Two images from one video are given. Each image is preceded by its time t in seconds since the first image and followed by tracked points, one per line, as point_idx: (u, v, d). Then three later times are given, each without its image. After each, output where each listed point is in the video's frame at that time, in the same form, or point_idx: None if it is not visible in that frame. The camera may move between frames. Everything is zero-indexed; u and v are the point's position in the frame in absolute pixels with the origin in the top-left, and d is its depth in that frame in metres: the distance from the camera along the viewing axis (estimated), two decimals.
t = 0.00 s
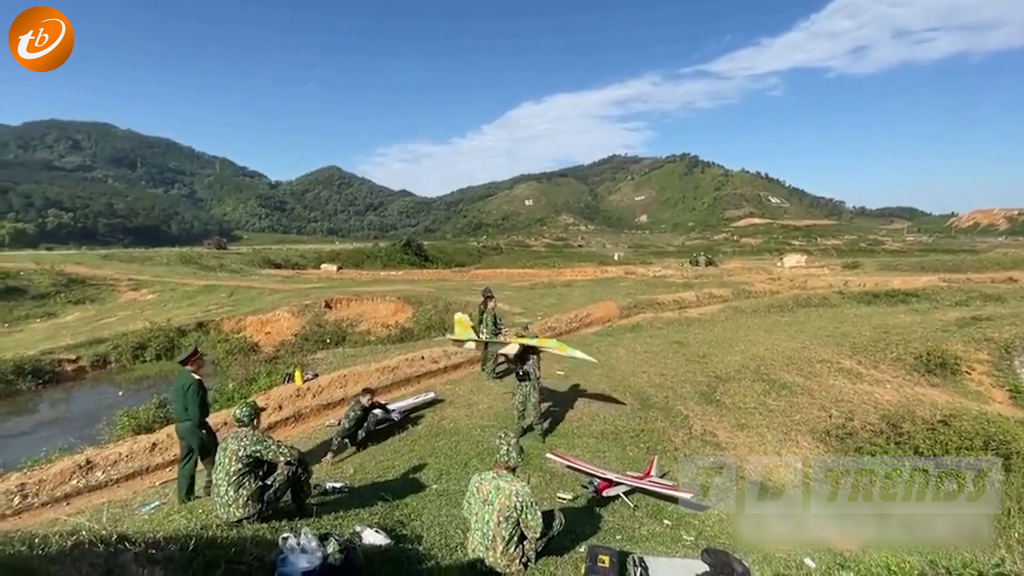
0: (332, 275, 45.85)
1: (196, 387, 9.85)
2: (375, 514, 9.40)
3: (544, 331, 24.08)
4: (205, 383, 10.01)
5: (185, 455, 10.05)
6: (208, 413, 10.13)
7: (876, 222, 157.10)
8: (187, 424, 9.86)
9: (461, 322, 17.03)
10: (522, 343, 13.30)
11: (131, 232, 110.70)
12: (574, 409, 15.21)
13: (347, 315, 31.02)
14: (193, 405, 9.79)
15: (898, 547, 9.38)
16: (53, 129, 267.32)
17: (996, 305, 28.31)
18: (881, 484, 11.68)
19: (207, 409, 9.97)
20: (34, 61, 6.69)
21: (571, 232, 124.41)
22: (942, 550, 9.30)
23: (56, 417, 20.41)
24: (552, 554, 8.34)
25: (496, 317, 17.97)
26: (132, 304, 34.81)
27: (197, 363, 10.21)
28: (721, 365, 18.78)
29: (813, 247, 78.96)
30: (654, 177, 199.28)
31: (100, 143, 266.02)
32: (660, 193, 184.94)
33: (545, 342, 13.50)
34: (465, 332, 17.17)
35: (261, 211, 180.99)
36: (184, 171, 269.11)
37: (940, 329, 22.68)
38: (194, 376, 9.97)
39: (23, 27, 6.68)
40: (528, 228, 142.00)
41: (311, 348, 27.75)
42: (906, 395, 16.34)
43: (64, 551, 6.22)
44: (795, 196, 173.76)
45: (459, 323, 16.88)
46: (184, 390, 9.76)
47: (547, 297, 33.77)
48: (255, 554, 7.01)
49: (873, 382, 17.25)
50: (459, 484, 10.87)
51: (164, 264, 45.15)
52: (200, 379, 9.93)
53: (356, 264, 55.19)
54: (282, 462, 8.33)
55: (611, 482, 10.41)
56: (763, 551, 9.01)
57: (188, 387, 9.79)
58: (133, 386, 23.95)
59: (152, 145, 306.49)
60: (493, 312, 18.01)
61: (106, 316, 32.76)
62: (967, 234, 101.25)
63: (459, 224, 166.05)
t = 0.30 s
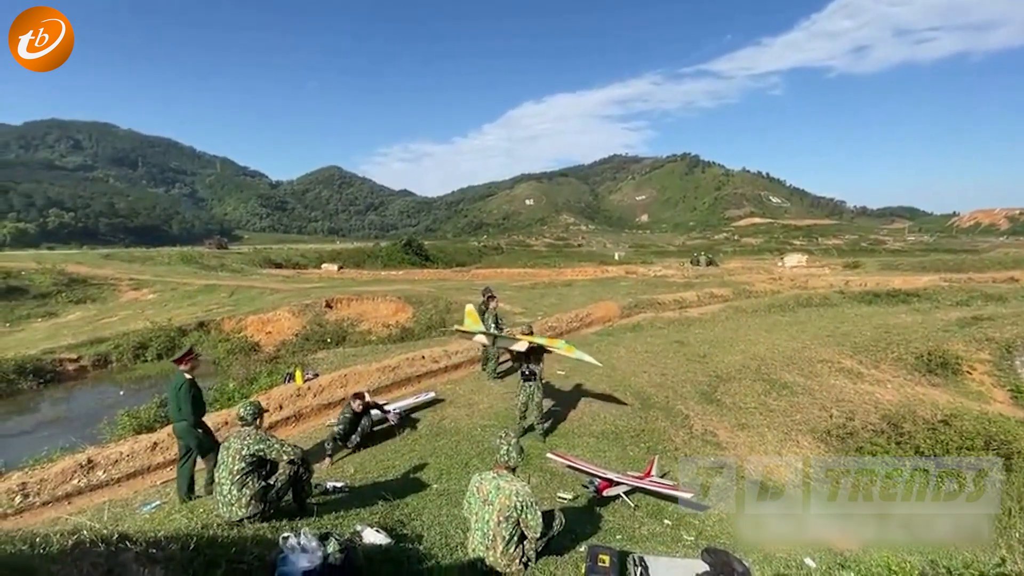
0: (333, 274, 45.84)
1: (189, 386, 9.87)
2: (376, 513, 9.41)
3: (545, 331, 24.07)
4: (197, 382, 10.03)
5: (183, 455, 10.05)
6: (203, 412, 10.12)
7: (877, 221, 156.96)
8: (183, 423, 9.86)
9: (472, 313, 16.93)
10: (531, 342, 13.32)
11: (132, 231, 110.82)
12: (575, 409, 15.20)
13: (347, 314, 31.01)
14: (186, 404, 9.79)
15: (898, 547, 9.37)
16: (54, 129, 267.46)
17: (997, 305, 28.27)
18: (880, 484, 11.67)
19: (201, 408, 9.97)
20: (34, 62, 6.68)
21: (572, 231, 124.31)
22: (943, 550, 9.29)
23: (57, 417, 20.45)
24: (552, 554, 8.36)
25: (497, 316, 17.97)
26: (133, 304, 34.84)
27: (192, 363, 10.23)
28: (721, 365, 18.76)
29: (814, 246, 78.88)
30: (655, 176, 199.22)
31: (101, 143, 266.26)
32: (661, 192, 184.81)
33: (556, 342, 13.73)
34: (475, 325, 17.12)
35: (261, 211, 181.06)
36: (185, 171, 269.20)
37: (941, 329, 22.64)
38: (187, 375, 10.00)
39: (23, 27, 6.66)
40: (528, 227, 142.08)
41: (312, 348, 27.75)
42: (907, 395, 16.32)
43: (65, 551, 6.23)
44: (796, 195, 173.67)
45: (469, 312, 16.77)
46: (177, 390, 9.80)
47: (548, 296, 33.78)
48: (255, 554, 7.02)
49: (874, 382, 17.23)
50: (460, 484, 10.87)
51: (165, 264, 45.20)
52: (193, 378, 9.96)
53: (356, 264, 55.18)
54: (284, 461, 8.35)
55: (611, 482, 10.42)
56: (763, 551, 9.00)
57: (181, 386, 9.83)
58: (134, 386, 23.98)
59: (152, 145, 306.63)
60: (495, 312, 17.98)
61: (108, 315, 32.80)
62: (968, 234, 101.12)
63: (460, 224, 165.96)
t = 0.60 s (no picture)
0: (333, 274, 45.83)
1: (190, 385, 9.87)
2: (375, 513, 9.41)
3: (545, 331, 24.09)
4: (199, 382, 10.03)
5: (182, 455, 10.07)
6: (203, 412, 10.12)
7: (877, 221, 156.92)
8: (183, 423, 9.88)
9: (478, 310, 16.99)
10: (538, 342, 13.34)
11: (132, 231, 110.85)
12: (576, 409, 15.19)
13: (347, 314, 30.99)
14: (186, 404, 9.80)
15: (899, 547, 9.35)
16: (54, 129, 267.52)
17: (998, 305, 28.24)
18: (880, 484, 11.67)
19: (201, 409, 9.97)
20: (34, 62, 6.69)
21: (572, 231, 124.32)
22: (944, 550, 9.28)
23: (57, 416, 20.46)
24: (552, 553, 8.35)
25: (498, 316, 17.95)
26: (133, 304, 34.84)
27: (193, 363, 10.23)
28: (721, 365, 18.76)
29: (814, 246, 78.85)
30: (655, 176, 199.17)
31: (101, 143, 266.34)
32: (661, 192, 184.75)
33: (560, 342, 13.90)
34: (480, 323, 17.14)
35: (261, 211, 181.06)
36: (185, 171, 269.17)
37: (941, 329, 22.61)
38: (189, 375, 10.00)
39: (23, 27, 6.66)
40: (528, 227, 142.01)
41: (312, 348, 27.76)
42: (907, 395, 16.32)
43: (66, 550, 6.22)
44: (796, 195, 173.69)
45: (476, 309, 16.78)
46: (178, 389, 9.80)
47: (548, 296, 33.79)
48: (255, 554, 7.03)
49: (874, 382, 17.23)
50: (460, 484, 10.88)
51: (165, 264, 45.20)
52: (194, 377, 9.97)
53: (356, 264, 55.16)
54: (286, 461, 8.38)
55: (611, 482, 10.43)
56: (763, 551, 9.00)
57: (182, 386, 9.82)
58: (134, 386, 23.98)
59: (153, 145, 306.66)
60: (496, 312, 17.96)
61: (108, 315, 32.81)
62: (968, 234, 101.10)
63: (460, 224, 165.87)
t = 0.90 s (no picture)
0: (333, 275, 45.88)
1: (198, 386, 9.81)
2: (376, 514, 9.41)
3: (545, 332, 24.09)
4: (207, 383, 9.98)
5: (186, 454, 10.07)
6: (209, 413, 10.08)
7: (878, 222, 156.78)
8: (189, 424, 9.84)
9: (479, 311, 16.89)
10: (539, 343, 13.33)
11: (133, 232, 111.05)
12: (577, 410, 15.18)
13: (348, 315, 30.90)
14: (194, 405, 9.75)
15: (902, 548, 9.33)
16: (56, 130, 267.93)
17: (999, 306, 28.23)
18: (880, 484, 11.66)
19: (208, 410, 9.93)
20: (34, 61, 6.66)
21: (572, 232, 124.27)
22: (946, 551, 9.27)
23: (58, 417, 20.48)
24: (552, 554, 8.35)
25: (499, 317, 17.91)
26: (134, 305, 34.88)
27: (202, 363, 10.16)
28: (722, 366, 18.76)
29: (814, 248, 78.88)
30: (656, 177, 199.19)
31: (102, 144, 266.78)
32: (661, 193, 184.72)
33: (561, 342, 13.87)
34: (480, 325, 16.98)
35: (262, 212, 181.27)
36: (186, 172, 269.52)
37: (942, 330, 22.59)
38: (197, 375, 9.94)
39: (23, 27, 6.64)
40: (529, 228, 142.09)
41: (312, 348, 27.78)
42: (908, 396, 16.30)
43: (67, 551, 6.21)
44: (796, 196, 173.75)
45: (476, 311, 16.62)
46: (186, 390, 9.75)
47: (549, 297, 33.80)
48: (256, 555, 7.03)
49: (875, 383, 17.21)
50: (460, 485, 10.87)
51: (166, 265, 45.29)
52: (203, 379, 9.91)
53: (357, 265, 55.20)
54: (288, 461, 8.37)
55: (611, 483, 10.41)
56: (765, 553, 8.97)
57: (190, 386, 9.77)
58: (134, 387, 23.98)
59: (154, 146, 307.06)
60: (497, 313, 17.95)
61: (109, 316, 32.86)
62: (969, 235, 101.00)
63: (460, 225, 165.87)
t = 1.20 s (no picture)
0: (336, 278, 45.93)
1: (206, 388, 9.75)
2: (377, 517, 9.40)
3: (547, 334, 24.07)
4: (215, 385, 9.91)
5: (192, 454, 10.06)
6: (216, 415, 10.03)
7: (880, 224, 156.38)
8: (195, 425, 9.80)
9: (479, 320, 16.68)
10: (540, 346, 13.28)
11: (135, 235, 111.54)
12: (579, 413, 15.14)
13: (350, 318, 30.71)
14: (201, 407, 9.69)
15: (906, 551, 9.30)
16: (60, 134, 269.41)
17: (1002, 308, 28.14)
18: (880, 484, 11.66)
19: (215, 413, 9.86)
20: (34, 61, 6.70)
21: (573, 234, 124.23)
22: (949, 554, 9.26)
23: (61, 420, 20.54)
24: (554, 557, 8.33)
25: (501, 320, 17.87)
26: (137, 307, 34.98)
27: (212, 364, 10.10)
28: (724, 368, 18.71)
29: (817, 249, 78.77)
30: (657, 179, 199.26)
31: (106, 147, 268.10)
32: (663, 195, 184.71)
33: (563, 344, 13.82)
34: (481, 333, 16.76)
35: (265, 215, 181.86)
36: (189, 175, 270.55)
37: (945, 332, 22.50)
38: (207, 377, 9.88)
39: (23, 27, 6.69)
40: (530, 230, 142.25)
41: (314, 351, 27.80)
42: (911, 399, 16.24)
43: (70, 554, 6.22)
44: (798, 198, 173.66)
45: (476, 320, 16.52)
46: (195, 391, 9.69)
47: (550, 300, 33.80)
48: (258, 558, 7.02)
49: (878, 385, 17.14)
50: (462, 487, 10.85)
51: (168, 268, 45.42)
52: (212, 381, 9.84)
53: (358, 267, 55.28)
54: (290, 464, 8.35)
55: (613, 486, 10.39)
56: (768, 555, 8.95)
57: (199, 388, 9.72)
58: (137, 389, 24.03)
59: (157, 149, 308.41)
60: (499, 316, 17.90)
61: (112, 319, 32.96)
62: (972, 237, 100.75)
63: (462, 227, 166.09)
